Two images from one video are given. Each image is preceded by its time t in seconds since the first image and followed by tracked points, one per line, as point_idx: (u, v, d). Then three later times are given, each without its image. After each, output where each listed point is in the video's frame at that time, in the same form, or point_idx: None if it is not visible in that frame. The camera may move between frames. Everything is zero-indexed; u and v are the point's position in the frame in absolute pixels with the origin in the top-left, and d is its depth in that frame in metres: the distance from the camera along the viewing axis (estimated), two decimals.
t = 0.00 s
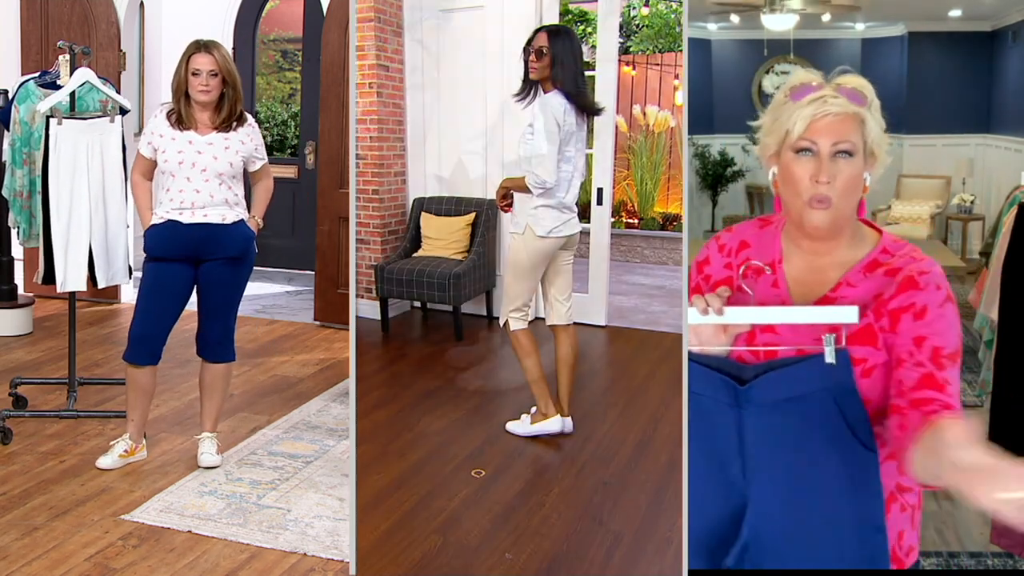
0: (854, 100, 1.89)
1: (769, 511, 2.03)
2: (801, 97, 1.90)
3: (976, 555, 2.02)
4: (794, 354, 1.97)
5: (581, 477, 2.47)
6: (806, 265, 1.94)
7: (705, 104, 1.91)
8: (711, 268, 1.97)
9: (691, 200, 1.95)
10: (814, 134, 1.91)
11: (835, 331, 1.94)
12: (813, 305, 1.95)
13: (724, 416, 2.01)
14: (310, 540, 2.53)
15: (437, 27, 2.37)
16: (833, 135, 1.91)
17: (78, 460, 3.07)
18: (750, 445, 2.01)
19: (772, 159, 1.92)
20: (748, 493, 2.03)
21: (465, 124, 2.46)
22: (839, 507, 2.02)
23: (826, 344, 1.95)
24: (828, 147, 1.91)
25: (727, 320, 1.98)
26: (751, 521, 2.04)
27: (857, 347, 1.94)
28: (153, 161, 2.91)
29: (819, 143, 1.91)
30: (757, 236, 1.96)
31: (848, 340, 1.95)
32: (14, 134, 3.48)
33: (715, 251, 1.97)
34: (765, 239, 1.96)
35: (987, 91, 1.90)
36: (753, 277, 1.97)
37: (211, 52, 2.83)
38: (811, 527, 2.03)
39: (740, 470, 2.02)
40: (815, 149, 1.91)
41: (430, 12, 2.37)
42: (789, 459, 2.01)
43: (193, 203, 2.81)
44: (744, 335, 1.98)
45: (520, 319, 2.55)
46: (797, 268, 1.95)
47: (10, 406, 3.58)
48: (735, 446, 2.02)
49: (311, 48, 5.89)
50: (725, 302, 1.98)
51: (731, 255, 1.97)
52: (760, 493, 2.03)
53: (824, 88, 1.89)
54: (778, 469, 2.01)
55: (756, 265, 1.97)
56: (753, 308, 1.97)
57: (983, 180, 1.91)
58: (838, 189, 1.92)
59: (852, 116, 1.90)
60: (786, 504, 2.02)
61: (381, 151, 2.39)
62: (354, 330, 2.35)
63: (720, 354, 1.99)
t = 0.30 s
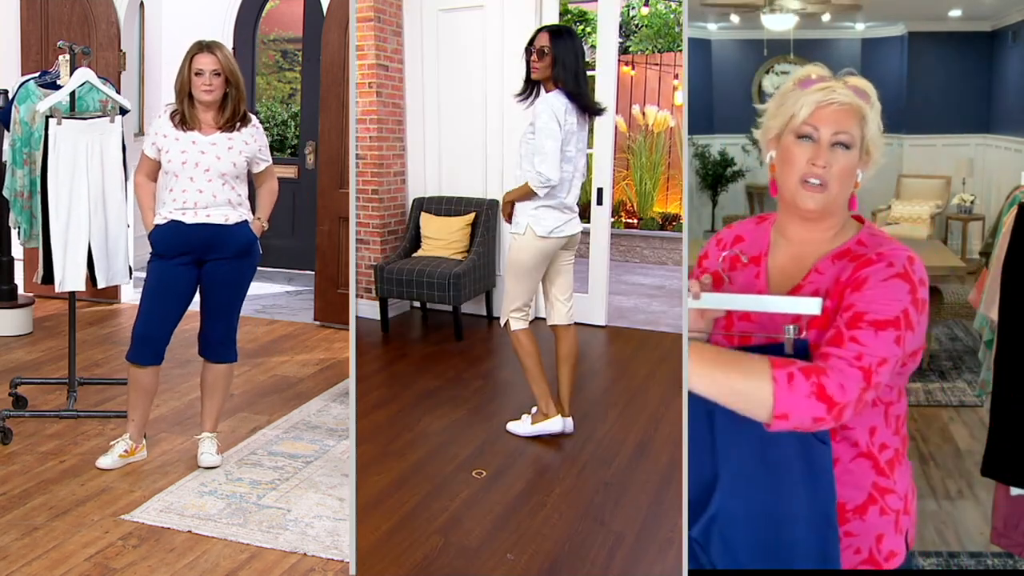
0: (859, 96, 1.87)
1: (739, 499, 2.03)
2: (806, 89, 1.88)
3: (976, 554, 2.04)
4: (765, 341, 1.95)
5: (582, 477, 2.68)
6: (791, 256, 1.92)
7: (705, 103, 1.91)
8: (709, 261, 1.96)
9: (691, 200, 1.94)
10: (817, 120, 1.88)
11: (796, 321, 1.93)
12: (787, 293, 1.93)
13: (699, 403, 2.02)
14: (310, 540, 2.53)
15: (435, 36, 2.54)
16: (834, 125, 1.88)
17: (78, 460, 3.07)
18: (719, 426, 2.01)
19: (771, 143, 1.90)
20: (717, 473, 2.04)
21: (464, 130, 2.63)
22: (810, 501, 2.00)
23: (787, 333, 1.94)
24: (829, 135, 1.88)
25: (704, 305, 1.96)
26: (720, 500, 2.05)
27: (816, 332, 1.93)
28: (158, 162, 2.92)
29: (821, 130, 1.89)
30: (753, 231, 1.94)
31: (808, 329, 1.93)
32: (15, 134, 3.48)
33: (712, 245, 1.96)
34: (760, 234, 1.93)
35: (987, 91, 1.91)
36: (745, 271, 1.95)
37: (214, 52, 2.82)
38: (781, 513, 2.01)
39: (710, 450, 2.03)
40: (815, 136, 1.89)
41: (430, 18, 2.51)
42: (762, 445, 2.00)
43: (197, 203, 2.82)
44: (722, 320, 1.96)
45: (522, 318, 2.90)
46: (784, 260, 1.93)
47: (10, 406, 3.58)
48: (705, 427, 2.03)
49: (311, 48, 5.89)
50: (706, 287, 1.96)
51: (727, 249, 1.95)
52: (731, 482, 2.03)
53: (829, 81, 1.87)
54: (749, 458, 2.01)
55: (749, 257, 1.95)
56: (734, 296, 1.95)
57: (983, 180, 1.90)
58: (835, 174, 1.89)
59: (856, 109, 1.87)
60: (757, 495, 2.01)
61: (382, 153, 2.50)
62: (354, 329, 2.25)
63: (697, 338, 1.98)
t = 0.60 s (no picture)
0: (852, 102, 1.86)
1: (732, 495, 2.04)
2: (806, 89, 1.87)
3: (976, 554, 2.05)
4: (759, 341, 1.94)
5: (581, 479, 2.78)
6: (784, 255, 1.91)
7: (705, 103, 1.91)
8: (702, 261, 1.96)
9: (691, 199, 1.93)
10: (808, 123, 1.87)
11: (791, 321, 1.92)
12: (778, 294, 1.92)
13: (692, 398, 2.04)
14: (310, 539, 2.53)
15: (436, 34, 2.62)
16: (825, 129, 1.87)
17: (78, 460, 3.07)
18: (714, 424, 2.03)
19: (766, 142, 1.89)
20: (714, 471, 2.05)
21: (463, 129, 2.74)
22: (802, 499, 1.99)
23: (780, 332, 1.93)
24: (817, 139, 1.87)
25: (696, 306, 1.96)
26: (714, 498, 2.05)
27: (811, 331, 1.92)
28: (161, 163, 2.92)
29: (810, 134, 1.88)
30: (745, 232, 1.93)
31: (803, 328, 1.93)
32: (15, 134, 3.48)
33: (705, 247, 1.96)
34: (753, 235, 1.93)
35: (987, 90, 1.90)
36: (737, 271, 1.94)
37: (216, 51, 2.83)
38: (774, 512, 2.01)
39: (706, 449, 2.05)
40: (805, 139, 1.88)
41: (431, 17, 2.58)
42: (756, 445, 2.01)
43: (199, 203, 2.82)
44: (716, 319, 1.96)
45: (515, 316, 2.97)
46: (775, 260, 1.92)
47: (10, 406, 3.58)
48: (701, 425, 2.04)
49: (311, 48, 5.90)
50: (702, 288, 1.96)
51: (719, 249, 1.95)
52: (724, 478, 2.04)
53: (824, 85, 1.86)
54: (741, 454, 2.02)
55: (739, 258, 1.94)
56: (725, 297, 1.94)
57: (983, 180, 1.90)
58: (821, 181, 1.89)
59: (847, 115, 1.86)
60: (748, 492, 2.02)
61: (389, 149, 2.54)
62: (354, 327, 2.20)
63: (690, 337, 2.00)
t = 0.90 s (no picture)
0: (849, 109, 1.87)
1: (735, 496, 2.04)
2: (803, 94, 1.88)
3: (976, 555, 2.04)
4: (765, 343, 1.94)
5: (585, 477, 2.83)
6: (783, 258, 1.92)
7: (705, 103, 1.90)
8: (695, 263, 1.97)
9: (691, 199, 1.93)
10: (806, 132, 1.88)
11: (798, 323, 1.94)
12: (781, 295, 1.93)
13: (695, 399, 2.04)
14: (310, 539, 2.53)
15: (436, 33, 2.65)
16: (824, 137, 1.88)
17: (78, 460, 3.07)
18: (718, 427, 2.03)
19: (762, 147, 1.90)
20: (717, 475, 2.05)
21: (463, 128, 2.77)
22: (805, 498, 2.01)
23: (788, 335, 1.94)
24: (816, 148, 1.89)
25: (700, 309, 1.96)
26: (718, 501, 2.06)
27: (820, 333, 1.94)
28: (163, 162, 2.92)
29: (809, 143, 1.89)
30: (741, 233, 1.94)
31: (811, 329, 1.94)
32: (14, 134, 3.48)
33: (698, 249, 1.97)
34: (749, 237, 1.94)
35: (987, 90, 1.90)
36: (734, 274, 1.96)
37: (218, 51, 2.82)
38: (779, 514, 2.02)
39: (708, 453, 2.05)
40: (804, 147, 1.89)
41: (434, 16, 2.63)
42: (760, 447, 2.01)
43: (201, 203, 2.81)
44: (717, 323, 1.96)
45: (526, 318, 3.09)
46: (774, 262, 1.93)
47: (10, 406, 3.58)
48: (704, 429, 2.04)
49: (311, 48, 5.89)
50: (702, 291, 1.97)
51: (714, 251, 1.96)
52: (728, 479, 2.04)
53: (822, 92, 1.87)
54: (745, 456, 2.02)
55: (737, 261, 1.95)
56: (726, 299, 1.94)
57: (983, 180, 1.89)
58: (821, 186, 1.90)
59: (846, 123, 1.87)
60: (752, 492, 2.03)
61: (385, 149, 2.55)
62: (353, 326, 2.20)
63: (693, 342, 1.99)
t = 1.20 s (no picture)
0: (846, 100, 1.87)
1: (751, 500, 2.03)
2: (796, 93, 1.88)
3: (976, 554, 2.04)
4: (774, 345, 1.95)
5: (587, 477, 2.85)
6: (787, 260, 1.93)
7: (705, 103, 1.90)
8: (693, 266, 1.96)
9: (691, 199, 1.92)
10: (809, 129, 1.89)
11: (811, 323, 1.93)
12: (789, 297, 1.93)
13: (708, 404, 2.02)
14: (310, 539, 2.53)
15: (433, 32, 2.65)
16: (826, 132, 1.89)
17: (78, 460, 3.07)
18: (731, 433, 2.01)
19: (760, 151, 1.90)
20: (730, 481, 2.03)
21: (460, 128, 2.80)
22: (818, 497, 2.01)
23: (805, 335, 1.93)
24: (821, 144, 1.90)
25: (710, 312, 1.97)
26: (731, 507, 2.04)
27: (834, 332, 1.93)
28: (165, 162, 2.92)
29: (813, 139, 1.90)
30: (739, 235, 1.94)
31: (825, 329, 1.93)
32: (14, 134, 3.48)
33: (696, 251, 1.96)
34: (747, 238, 1.94)
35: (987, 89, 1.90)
36: (736, 275, 1.95)
37: (221, 52, 2.83)
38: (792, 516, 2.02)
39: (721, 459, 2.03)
40: (808, 145, 1.90)
41: (433, 16, 2.64)
42: (772, 450, 2.00)
43: (203, 204, 2.81)
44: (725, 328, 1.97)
45: (535, 317, 3.08)
46: (778, 264, 1.93)
47: (10, 406, 3.58)
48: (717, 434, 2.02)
49: (311, 48, 5.89)
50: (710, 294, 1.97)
51: (713, 253, 1.96)
52: (742, 484, 2.02)
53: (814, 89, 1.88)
54: (759, 461, 2.01)
55: (737, 263, 1.95)
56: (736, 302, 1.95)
57: (983, 180, 1.89)
58: (831, 182, 1.90)
59: (847, 115, 1.87)
60: (767, 495, 2.02)
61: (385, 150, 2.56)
62: (354, 325, 2.20)
63: (703, 345, 1.98)
